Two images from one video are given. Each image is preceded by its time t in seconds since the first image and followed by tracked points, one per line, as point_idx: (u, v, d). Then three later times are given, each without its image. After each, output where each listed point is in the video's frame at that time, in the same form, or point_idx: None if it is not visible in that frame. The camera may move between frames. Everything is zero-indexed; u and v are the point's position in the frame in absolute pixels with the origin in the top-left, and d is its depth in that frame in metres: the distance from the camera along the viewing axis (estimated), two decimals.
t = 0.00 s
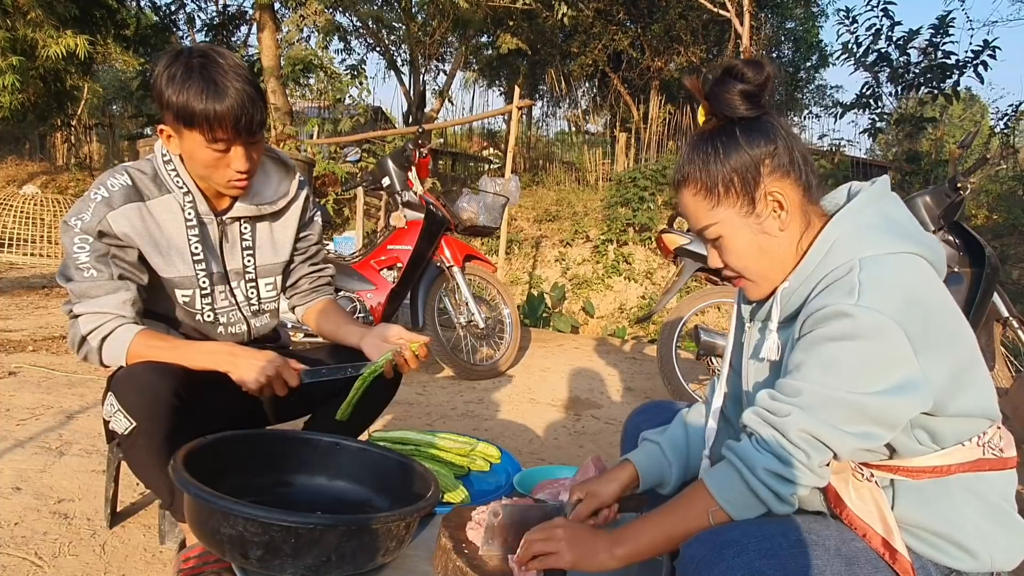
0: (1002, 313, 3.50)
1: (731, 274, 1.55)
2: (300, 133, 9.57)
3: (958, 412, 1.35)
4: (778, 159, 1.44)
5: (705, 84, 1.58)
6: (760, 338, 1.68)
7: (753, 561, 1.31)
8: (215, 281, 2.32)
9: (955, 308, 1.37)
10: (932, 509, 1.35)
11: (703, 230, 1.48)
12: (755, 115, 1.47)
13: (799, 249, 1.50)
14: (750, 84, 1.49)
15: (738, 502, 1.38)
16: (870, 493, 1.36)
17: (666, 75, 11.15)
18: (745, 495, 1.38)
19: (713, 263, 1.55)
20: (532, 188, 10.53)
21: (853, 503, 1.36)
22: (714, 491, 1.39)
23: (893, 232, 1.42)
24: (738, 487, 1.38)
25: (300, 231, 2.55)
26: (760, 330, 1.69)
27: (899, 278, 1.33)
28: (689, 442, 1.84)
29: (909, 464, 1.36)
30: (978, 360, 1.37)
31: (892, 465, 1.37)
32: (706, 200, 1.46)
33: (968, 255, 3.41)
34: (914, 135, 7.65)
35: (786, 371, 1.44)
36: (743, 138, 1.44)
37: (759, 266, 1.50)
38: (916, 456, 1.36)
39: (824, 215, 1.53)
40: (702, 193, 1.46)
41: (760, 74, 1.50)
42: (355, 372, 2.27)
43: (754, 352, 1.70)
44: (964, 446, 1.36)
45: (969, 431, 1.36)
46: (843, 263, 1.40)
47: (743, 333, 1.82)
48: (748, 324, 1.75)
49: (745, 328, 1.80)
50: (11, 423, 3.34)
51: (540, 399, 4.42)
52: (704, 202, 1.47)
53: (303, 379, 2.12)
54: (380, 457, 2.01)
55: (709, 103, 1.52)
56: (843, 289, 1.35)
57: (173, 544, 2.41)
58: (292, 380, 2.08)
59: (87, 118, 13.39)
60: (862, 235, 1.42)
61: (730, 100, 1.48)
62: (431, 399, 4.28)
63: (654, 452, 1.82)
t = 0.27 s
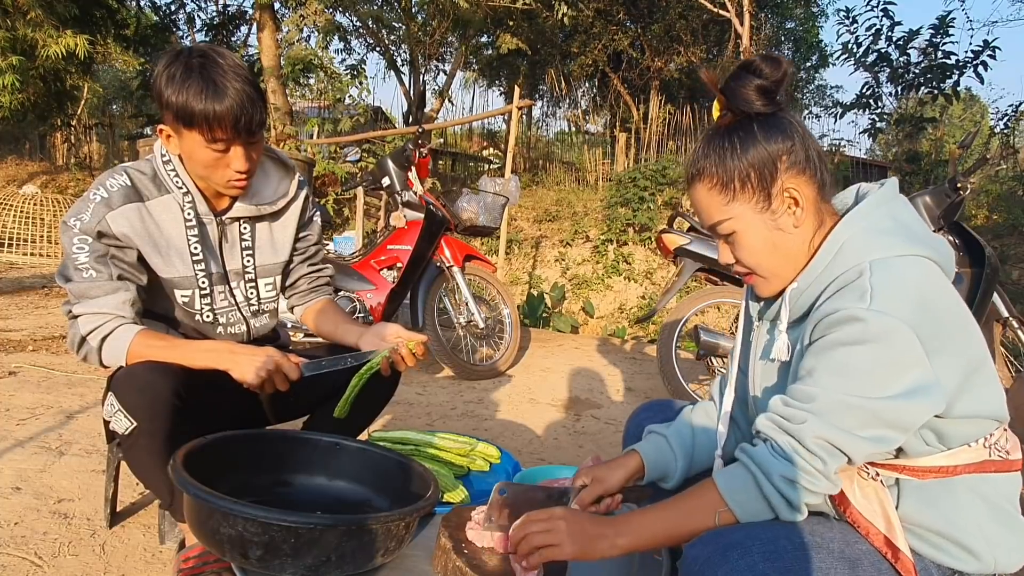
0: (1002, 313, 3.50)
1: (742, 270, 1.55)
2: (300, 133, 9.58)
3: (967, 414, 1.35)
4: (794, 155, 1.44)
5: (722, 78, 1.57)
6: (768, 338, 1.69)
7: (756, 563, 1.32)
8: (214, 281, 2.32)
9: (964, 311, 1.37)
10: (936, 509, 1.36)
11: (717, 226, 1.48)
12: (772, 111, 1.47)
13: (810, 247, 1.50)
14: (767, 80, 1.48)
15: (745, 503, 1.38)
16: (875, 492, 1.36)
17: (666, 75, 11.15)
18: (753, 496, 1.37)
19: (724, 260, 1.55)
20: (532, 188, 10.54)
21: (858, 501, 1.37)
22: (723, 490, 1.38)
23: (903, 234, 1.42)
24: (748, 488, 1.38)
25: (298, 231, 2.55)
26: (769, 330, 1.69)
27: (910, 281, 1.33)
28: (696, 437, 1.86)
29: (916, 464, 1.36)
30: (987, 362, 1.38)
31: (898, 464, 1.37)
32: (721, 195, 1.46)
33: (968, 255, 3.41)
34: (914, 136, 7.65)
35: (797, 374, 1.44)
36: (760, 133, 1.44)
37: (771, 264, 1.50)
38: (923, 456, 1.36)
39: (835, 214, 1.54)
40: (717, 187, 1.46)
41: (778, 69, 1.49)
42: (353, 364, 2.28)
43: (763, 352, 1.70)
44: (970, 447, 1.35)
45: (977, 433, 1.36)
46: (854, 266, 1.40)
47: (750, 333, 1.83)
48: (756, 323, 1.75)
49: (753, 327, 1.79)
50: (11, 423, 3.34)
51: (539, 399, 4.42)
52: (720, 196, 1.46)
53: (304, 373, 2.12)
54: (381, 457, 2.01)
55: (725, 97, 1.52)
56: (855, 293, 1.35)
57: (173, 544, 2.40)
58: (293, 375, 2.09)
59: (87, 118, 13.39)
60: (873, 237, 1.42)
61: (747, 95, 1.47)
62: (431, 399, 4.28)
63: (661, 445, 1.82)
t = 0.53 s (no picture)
0: (1001, 313, 3.50)
1: (737, 272, 1.55)
2: (300, 133, 9.58)
3: (964, 413, 1.35)
4: (784, 156, 1.44)
5: (711, 81, 1.58)
6: (764, 338, 1.69)
7: (757, 565, 1.32)
8: (213, 281, 2.31)
9: (961, 309, 1.37)
10: (933, 508, 1.36)
11: (710, 228, 1.48)
12: (761, 113, 1.48)
13: (804, 248, 1.50)
14: (756, 83, 1.49)
15: (744, 505, 1.37)
16: (872, 491, 1.36)
17: (666, 75, 11.16)
18: (752, 498, 1.37)
19: (719, 261, 1.55)
20: (532, 188, 10.54)
21: (855, 502, 1.37)
22: (721, 493, 1.38)
23: (898, 233, 1.42)
24: (747, 490, 1.37)
25: (297, 230, 2.55)
26: (765, 330, 1.69)
27: (905, 280, 1.33)
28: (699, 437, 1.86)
29: (912, 463, 1.36)
30: (984, 360, 1.38)
31: (895, 464, 1.37)
32: (712, 197, 1.46)
33: (967, 255, 3.41)
34: (914, 136, 7.66)
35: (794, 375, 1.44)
36: (750, 136, 1.44)
37: (766, 265, 1.50)
38: (919, 455, 1.36)
39: (829, 214, 1.54)
40: (708, 190, 1.46)
41: (766, 73, 1.51)
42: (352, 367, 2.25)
43: (759, 352, 1.70)
44: (967, 447, 1.36)
45: (974, 431, 1.36)
46: (849, 265, 1.40)
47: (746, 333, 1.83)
48: (752, 324, 1.75)
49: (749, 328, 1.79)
50: (10, 423, 3.34)
51: (539, 399, 4.42)
52: (711, 199, 1.46)
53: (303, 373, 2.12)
54: (380, 457, 2.01)
55: (715, 101, 1.53)
56: (851, 292, 1.35)
57: (173, 544, 2.40)
58: (292, 375, 2.09)
59: (87, 118, 13.40)
60: (867, 236, 1.42)
61: (737, 98, 1.49)
62: (431, 399, 4.28)
63: (665, 446, 1.81)
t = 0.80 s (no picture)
0: (1002, 314, 3.50)
1: (726, 280, 1.56)
2: (300, 133, 9.58)
3: (957, 412, 1.35)
4: (767, 165, 1.43)
5: (691, 91, 1.58)
6: (755, 340, 1.69)
7: (756, 566, 1.32)
8: (212, 281, 2.31)
9: (951, 308, 1.37)
10: (929, 509, 1.36)
11: (697, 239, 1.48)
12: (742, 122, 1.47)
13: (792, 254, 1.50)
14: (735, 91, 1.49)
15: (741, 507, 1.37)
16: (868, 493, 1.36)
17: (666, 75, 11.16)
18: (750, 501, 1.37)
19: (708, 271, 1.55)
20: (532, 189, 10.54)
21: (851, 504, 1.37)
22: (718, 496, 1.38)
23: (886, 234, 1.42)
24: (743, 493, 1.37)
25: (295, 230, 2.55)
26: (756, 333, 1.69)
27: (895, 279, 1.33)
28: (695, 436, 1.88)
29: (906, 464, 1.36)
30: (975, 359, 1.38)
31: (888, 465, 1.37)
32: (697, 210, 1.46)
33: (967, 255, 3.41)
34: (914, 136, 7.65)
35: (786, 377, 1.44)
36: (731, 146, 1.44)
37: (754, 272, 1.50)
38: (913, 456, 1.36)
39: (816, 218, 1.54)
40: (692, 203, 1.46)
41: (745, 81, 1.51)
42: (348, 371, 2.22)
43: (750, 355, 1.70)
44: (961, 446, 1.35)
45: (968, 430, 1.36)
46: (839, 266, 1.41)
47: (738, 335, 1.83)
48: (744, 326, 1.76)
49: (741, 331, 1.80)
50: (10, 423, 3.34)
51: (539, 399, 4.43)
52: (696, 211, 1.46)
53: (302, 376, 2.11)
54: (380, 457, 2.01)
55: (696, 112, 1.53)
56: (841, 293, 1.36)
57: (173, 544, 2.40)
58: (291, 377, 2.08)
59: (87, 118, 13.40)
60: (856, 237, 1.42)
61: (717, 108, 1.48)
62: (431, 399, 4.28)
63: (662, 442, 1.83)
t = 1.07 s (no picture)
0: (1001, 314, 3.50)
1: (724, 280, 1.55)
2: (300, 133, 9.59)
3: (954, 411, 1.35)
4: (760, 165, 1.43)
5: (682, 96, 1.58)
6: (752, 341, 1.69)
7: (753, 566, 1.32)
8: (212, 280, 2.31)
9: (947, 307, 1.37)
10: (928, 509, 1.35)
11: (694, 241, 1.48)
12: (735, 123, 1.47)
13: (789, 253, 1.50)
14: (725, 93, 1.50)
15: (739, 507, 1.37)
16: (867, 494, 1.36)
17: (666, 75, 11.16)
18: (747, 500, 1.37)
19: (707, 271, 1.55)
20: (532, 189, 10.54)
21: (851, 504, 1.37)
22: (715, 497, 1.38)
23: (883, 233, 1.42)
24: (739, 493, 1.38)
25: (294, 230, 2.56)
26: (753, 333, 1.69)
27: (892, 278, 1.33)
28: (680, 445, 1.87)
29: (905, 464, 1.36)
30: (972, 357, 1.38)
31: (887, 465, 1.37)
32: (692, 211, 1.46)
33: (967, 255, 3.41)
34: (914, 136, 7.65)
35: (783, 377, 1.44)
36: (724, 147, 1.44)
37: (750, 271, 1.50)
38: (911, 456, 1.36)
39: (811, 218, 1.54)
40: (688, 205, 1.46)
41: (735, 83, 1.51)
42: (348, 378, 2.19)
43: (747, 355, 1.70)
44: (959, 445, 1.36)
45: (965, 429, 1.36)
46: (835, 265, 1.41)
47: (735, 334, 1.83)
48: (741, 326, 1.76)
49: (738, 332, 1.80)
50: (10, 423, 3.34)
51: (539, 399, 4.43)
52: (691, 213, 1.46)
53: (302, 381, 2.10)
54: (379, 456, 2.01)
55: (688, 116, 1.53)
56: (838, 291, 1.35)
57: (173, 544, 2.40)
58: (291, 381, 2.06)
59: (87, 118, 13.41)
60: (852, 236, 1.42)
61: (709, 111, 1.48)
62: (431, 399, 4.28)
63: (645, 455, 1.83)
